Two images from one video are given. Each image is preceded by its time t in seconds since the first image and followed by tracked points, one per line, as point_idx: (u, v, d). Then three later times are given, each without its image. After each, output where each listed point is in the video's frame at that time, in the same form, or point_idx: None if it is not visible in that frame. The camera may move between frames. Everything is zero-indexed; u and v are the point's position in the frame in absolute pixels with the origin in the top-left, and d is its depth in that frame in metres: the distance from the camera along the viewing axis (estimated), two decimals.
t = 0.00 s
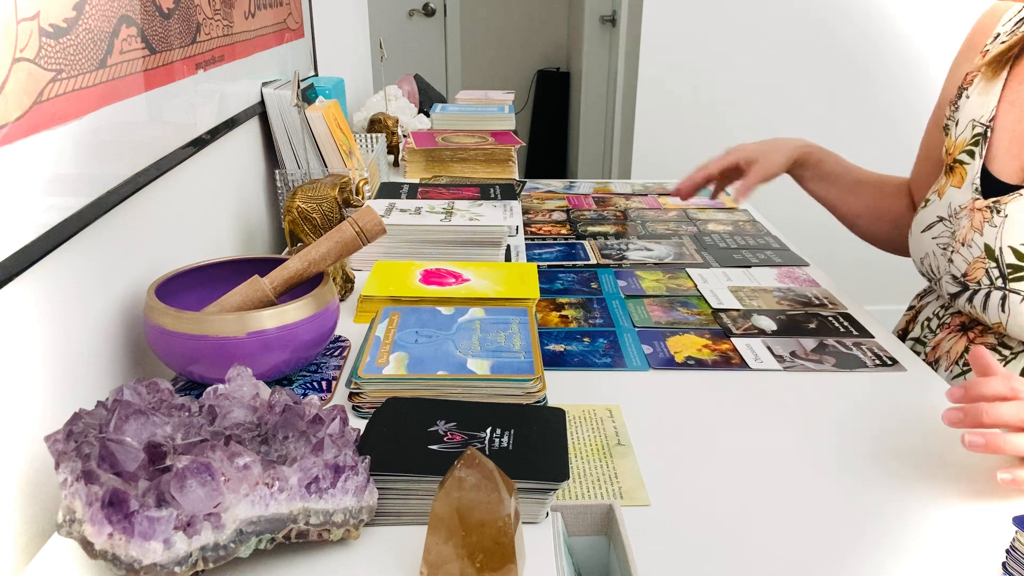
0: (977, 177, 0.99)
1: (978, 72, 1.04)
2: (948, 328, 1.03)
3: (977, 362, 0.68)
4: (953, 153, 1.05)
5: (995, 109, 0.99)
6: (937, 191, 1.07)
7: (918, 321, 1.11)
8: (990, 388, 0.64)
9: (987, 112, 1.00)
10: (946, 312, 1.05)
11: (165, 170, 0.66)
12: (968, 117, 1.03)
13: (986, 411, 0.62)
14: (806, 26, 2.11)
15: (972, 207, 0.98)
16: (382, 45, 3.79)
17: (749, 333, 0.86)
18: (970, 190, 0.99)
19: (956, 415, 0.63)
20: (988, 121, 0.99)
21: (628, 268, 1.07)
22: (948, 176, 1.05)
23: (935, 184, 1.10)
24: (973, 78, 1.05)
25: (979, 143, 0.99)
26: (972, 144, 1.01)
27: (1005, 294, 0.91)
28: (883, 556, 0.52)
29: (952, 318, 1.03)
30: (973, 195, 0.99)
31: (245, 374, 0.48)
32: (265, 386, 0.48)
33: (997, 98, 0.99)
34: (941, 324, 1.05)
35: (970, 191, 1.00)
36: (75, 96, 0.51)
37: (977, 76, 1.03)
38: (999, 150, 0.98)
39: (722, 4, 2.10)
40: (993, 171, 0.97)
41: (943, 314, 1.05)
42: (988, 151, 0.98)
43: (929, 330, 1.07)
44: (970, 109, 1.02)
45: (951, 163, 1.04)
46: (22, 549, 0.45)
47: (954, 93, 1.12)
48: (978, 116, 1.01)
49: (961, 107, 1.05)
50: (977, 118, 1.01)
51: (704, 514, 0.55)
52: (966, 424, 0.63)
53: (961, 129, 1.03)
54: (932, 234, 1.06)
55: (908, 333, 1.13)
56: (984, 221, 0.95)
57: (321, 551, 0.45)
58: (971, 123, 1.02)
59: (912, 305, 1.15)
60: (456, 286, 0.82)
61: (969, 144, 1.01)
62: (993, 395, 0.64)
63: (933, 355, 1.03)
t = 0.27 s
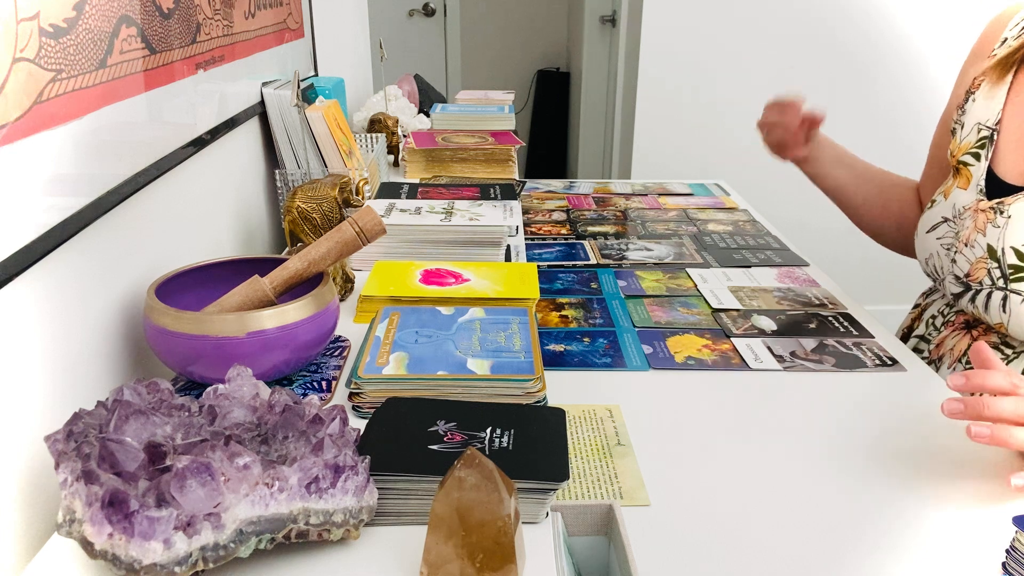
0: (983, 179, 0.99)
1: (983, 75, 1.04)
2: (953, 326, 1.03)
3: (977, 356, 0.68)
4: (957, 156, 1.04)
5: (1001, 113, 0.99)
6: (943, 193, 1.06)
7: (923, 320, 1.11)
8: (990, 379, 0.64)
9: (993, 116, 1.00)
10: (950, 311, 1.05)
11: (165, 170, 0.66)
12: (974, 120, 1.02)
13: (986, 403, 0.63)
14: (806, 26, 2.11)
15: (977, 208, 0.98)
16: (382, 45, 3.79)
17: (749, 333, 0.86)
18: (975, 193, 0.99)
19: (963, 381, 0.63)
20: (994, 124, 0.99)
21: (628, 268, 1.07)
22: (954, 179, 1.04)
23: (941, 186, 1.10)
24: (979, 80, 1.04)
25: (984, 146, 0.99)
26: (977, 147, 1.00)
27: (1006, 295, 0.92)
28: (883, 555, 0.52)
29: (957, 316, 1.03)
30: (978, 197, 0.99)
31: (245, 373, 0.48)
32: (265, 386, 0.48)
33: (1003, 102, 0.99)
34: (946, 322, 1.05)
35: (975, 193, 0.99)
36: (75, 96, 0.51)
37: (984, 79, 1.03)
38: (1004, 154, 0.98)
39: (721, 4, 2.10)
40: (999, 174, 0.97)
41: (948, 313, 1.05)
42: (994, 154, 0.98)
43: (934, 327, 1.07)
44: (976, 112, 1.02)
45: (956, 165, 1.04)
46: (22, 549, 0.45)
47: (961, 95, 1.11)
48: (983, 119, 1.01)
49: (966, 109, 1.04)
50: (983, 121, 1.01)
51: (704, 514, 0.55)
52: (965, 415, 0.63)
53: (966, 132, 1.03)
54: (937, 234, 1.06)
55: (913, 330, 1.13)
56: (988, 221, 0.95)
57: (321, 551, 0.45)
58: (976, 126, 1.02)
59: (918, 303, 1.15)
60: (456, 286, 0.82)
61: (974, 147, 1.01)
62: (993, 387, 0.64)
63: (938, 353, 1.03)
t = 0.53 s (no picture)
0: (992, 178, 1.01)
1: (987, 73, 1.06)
2: (963, 327, 1.03)
3: (987, 357, 0.68)
4: (964, 154, 1.06)
5: (1010, 110, 1.01)
6: (946, 192, 1.08)
7: (927, 320, 1.11)
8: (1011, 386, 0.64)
9: (1001, 113, 1.02)
10: (959, 310, 1.05)
11: (165, 170, 0.66)
12: (980, 118, 1.04)
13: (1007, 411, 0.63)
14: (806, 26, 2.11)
15: (992, 208, 0.98)
16: (382, 45, 3.79)
17: (749, 333, 0.86)
18: (987, 191, 1.01)
19: (986, 386, 0.64)
20: (1003, 122, 1.01)
21: (628, 268, 1.07)
22: (958, 177, 1.06)
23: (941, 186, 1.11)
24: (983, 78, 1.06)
25: (994, 143, 1.01)
26: (987, 145, 1.02)
27: None
28: (883, 555, 0.52)
29: (965, 317, 1.03)
30: (991, 196, 1.00)
31: (245, 373, 0.48)
32: (265, 386, 0.48)
33: (1011, 98, 1.01)
34: (954, 323, 1.05)
35: (986, 192, 1.01)
36: (75, 96, 0.51)
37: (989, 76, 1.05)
38: (1015, 151, 1.00)
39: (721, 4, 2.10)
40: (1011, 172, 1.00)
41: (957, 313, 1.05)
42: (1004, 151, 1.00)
43: (941, 328, 1.06)
44: (983, 110, 1.04)
45: (962, 163, 1.06)
46: (22, 549, 0.45)
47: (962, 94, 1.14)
48: (991, 117, 1.03)
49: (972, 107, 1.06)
50: (991, 119, 1.03)
51: (704, 514, 0.55)
52: (989, 423, 0.62)
53: (973, 130, 1.05)
54: (947, 235, 1.06)
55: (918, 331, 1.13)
56: (1005, 221, 0.95)
57: (321, 551, 0.45)
58: (984, 123, 1.04)
59: (920, 304, 1.15)
60: (456, 286, 0.82)
61: (983, 145, 1.03)
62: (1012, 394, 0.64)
63: (947, 355, 1.04)
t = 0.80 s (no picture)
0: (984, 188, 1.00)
1: (975, 83, 1.05)
2: (962, 327, 1.03)
3: (989, 359, 0.68)
4: (954, 165, 1.05)
5: (999, 121, 1.00)
6: (941, 204, 1.06)
7: (929, 319, 1.11)
8: (1010, 386, 0.63)
9: (990, 124, 1.01)
10: (958, 310, 1.05)
11: (165, 170, 0.66)
12: (970, 129, 1.03)
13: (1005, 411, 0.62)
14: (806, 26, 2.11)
15: (982, 220, 0.98)
16: (382, 45, 3.80)
17: (749, 333, 0.86)
18: (976, 203, 1.00)
19: (983, 387, 0.63)
20: (992, 133, 1.00)
21: (628, 268, 1.07)
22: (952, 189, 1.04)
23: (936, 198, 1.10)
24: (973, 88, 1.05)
25: (984, 155, 1.00)
26: (975, 156, 1.01)
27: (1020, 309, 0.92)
28: (883, 555, 0.52)
29: (964, 317, 1.03)
30: (979, 208, 0.99)
31: (245, 373, 0.48)
32: (265, 386, 0.48)
33: (1001, 109, 1.01)
34: (953, 323, 1.04)
35: (976, 204, 1.00)
36: (75, 96, 0.51)
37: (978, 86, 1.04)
38: (1005, 163, 0.99)
39: (721, 4, 2.10)
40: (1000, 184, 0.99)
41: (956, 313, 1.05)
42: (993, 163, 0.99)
43: (942, 327, 1.06)
44: (973, 120, 1.03)
45: (954, 174, 1.05)
46: (22, 549, 0.45)
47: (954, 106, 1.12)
48: (981, 127, 1.02)
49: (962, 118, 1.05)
50: (980, 130, 1.02)
51: (704, 514, 0.55)
52: (986, 422, 0.62)
53: (964, 141, 1.04)
54: (941, 246, 1.05)
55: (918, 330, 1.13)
56: (994, 233, 0.95)
57: (321, 551, 0.45)
58: (974, 134, 1.02)
59: (923, 303, 1.15)
60: (456, 286, 0.82)
61: (973, 156, 1.01)
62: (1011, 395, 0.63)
63: (946, 354, 1.03)
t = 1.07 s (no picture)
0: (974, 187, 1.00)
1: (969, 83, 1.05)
2: (950, 328, 1.03)
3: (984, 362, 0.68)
4: (950, 162, 1.05)
5: (993, 118, 0.99)
6: (936, 200, 1.07)
7: (920, 321, 1.11)
8: (997, 388, 0.64)
9: (985, 122, 1.00)
10: (948, 311, 1.05)
11: (164, 170, 0.66)
12: (965, 126, 1.03)
13: (994, 412, 0.62)
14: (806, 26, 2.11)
15: (970, 216, 0.98)
16: (382, 45, 3.80)
17: (748, 333, 0.86)
18: (967, 201, 1.00)
19: (966, 391, 0.64)
20: (986, 130, 0.99)
21: (628, 268, 1.07)
22: (949, 185, 1.05)
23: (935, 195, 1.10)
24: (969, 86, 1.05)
25: (977, 152, 1.00)
26: (969, 153, 1.01)
27: (1002, 305, 0.92)
28: (883, 556, 0.52)
29: (954, 318, 1.03)
30: (969, 206, 1.00)
31: (245, 373, 0.48)
32: (265, 386, 0.48)
33: (994, 107, 0.99)
34: (944, 324, 1.05)
35: (968, 201, 1.00)
36: (75, 96, 0.51)
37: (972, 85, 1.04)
38: (997, 160, 0.98)
39: (720, 4, 2.10)
40: (993, 182, 0.98)
41: (946, 314, 1.05)
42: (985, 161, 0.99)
43: (932, 329, 1.07)
44: (967, 118, 1.03)
45: (950, 171, 1.05)
46: (22, 549, 0.45)
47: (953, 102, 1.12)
48: (975, 125, 1.01)
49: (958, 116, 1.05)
50: (974, 127, 1.01)
51: (704, 514, 0.55)
52: (973, 424, 0.62)
53: (959, 138, 1.03)
54: (932, 243, 1.06)
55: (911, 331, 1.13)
56: (981, 231, 0.95)
57: (321, 551, 0.45)
58: (969, 131, 1.02)
59: (914, 304, 1.15)
60: (456, 286, 0.82)
61: (967, 153, 1.01)
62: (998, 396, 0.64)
63: (936, 355, 1.03)
